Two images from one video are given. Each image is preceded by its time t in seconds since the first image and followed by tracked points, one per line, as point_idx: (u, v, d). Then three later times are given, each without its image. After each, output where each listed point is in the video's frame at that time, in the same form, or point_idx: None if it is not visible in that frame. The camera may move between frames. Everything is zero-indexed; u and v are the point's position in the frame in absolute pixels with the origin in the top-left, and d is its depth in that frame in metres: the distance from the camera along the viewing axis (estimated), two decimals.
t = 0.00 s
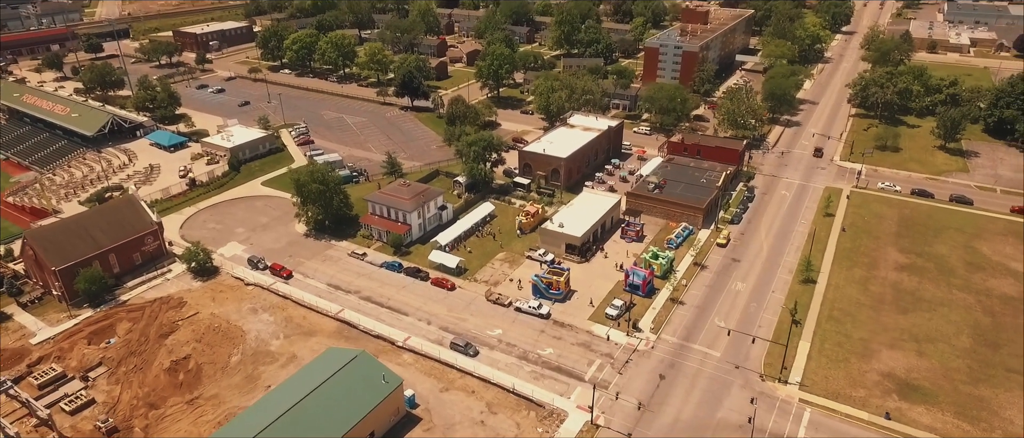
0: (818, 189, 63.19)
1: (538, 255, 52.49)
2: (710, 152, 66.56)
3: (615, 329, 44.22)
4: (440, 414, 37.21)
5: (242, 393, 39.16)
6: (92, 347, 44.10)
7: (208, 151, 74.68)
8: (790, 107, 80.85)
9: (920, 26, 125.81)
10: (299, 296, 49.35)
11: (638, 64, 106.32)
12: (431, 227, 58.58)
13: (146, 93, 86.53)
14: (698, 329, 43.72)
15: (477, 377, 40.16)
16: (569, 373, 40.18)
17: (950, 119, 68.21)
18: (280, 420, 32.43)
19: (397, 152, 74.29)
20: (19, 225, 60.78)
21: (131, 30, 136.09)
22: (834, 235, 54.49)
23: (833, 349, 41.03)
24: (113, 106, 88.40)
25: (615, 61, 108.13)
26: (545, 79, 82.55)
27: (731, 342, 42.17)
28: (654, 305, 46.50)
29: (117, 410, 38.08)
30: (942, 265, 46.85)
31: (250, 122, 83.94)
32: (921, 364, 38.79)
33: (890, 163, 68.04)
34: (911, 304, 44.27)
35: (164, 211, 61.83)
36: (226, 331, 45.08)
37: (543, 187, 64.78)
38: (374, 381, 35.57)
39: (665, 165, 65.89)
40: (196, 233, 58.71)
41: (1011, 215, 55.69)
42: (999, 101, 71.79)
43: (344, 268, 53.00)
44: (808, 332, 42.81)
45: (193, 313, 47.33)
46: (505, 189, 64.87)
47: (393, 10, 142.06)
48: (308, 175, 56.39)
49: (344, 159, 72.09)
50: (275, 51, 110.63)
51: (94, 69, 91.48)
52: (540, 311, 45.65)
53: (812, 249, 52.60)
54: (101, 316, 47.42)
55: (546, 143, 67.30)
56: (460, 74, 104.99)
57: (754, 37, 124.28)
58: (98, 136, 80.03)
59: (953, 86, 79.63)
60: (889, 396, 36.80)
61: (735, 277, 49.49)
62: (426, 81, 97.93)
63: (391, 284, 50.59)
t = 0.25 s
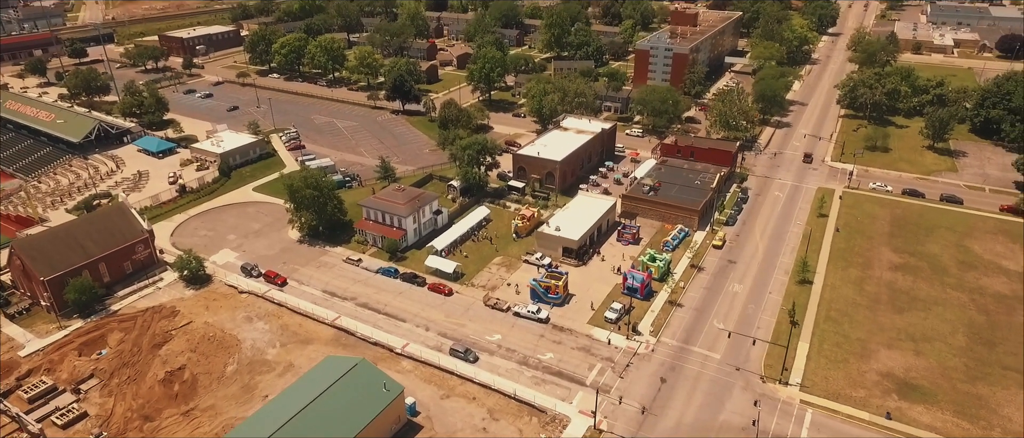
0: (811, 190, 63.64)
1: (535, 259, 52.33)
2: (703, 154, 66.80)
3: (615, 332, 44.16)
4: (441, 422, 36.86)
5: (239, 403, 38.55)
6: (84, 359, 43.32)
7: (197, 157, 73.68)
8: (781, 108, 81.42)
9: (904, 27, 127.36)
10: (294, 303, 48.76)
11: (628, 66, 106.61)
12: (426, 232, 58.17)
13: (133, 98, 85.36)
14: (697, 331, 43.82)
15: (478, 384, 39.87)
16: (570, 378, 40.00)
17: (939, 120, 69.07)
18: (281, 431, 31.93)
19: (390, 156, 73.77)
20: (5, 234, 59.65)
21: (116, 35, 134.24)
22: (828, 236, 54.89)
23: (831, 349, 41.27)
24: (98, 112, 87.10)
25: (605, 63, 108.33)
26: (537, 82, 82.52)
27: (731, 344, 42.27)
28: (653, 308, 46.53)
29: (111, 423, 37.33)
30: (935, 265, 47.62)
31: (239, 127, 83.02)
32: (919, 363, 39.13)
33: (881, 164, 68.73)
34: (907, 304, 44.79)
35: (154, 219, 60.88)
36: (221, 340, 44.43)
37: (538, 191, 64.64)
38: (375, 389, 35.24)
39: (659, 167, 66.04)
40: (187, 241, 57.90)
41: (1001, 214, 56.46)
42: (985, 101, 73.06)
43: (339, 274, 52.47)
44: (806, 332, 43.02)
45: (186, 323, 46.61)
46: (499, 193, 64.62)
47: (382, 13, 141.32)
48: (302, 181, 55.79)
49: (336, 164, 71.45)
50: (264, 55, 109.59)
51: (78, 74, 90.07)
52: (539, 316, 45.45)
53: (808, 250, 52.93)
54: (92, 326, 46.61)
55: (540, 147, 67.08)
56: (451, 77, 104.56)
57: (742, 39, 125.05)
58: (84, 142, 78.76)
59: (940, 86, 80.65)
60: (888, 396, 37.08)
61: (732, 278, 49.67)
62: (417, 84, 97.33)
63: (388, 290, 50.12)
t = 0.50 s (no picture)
0: (820, 194, 63.37)
1: (545, 264, 52.07)
2: (712, 157, 66.56)
3: (627, 338, 43.90)
4: (454, 428, 36.56)
5: (250, 409, 38.27)
6: (93, 364, 43.07)
7: (204, 161, 73.51)
8: (789, 111, 81.18)
9: (909, 31, 127.09)
10: (304, 308, 48.49)
11: (633, 69, 106.41)
12: (435, 236, 57.91)
13: (139, 102, 85.33)
14: (710, 337, 43.53)
15: (490, 390, 39.59)
16: (583, 384, 39.72)
17: (948, 123, 68.84)
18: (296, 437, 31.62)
19: (397, 160, 73.57)
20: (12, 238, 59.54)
21: (120, 38, 134.32)
22: (839, 240, 54.54)
23: (846, 355, 40.87)
24: (104, 116, 87.05)
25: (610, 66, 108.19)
26: (544, 86, 82.31)
27: (744, 350, 41.96)
28: (665, 313, 46.27)
29: (121, 430, 37.06)
30: (948, 270, 48.26)
31: (245, 131, 82.86)
32: (935, 369, 38.78)
33: (890, 167, 68.48)
34: (921, 309, 44.49)
35: (161, 223, 60.68)
36: (231, 345, 44.19)
37: (546, 195, 64.39)
38: (388, 395, 35.02)
39: (667, 171, 65.81)
40: (195, 245, 57.72)
41: (1012, 218, 56.20)
42: (994, 105, 72.85)
43: (348, 279, 52.24)
44: (820, 338, 42.65)
45: (196, 328, 46.40)
46: (507, 196, 64.40)
47: (386, 16, 141.32)
48: (311, 184, 55.61)
49: (343, 167, 71.26)
50: (268, 58, 109.42)
51: (84, 77, 90.05)
52: (550, 321, 45.20)
53: (819, 254, 52.62)
54: (101, 331, 46.41)
55: (548, 150, 66.89)
56: (456, 80, 104.40)
57: (747, 42, 124.84)
58: (90, 146, 78.67)
59: (948, 90, 80.35)
60: (905, 402, 36.72)
61: (744, 283, 49.40)
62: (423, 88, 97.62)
63: (398, 295, 49.87)
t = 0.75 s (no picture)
0: (821, 196, 63.50)
1: (548, 268, 51.90)
2: (712, 160, 66.59)
3: (633, 342, 43.75)
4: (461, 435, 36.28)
5: (254, 417, 37.85)
6: (93, 372, 42.57)
7: (202, 165, 72.99)
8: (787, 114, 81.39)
9: (904, 33, 127.82)
10: (306, 314, 48.11)
11: (631, 72, 106.48)
12: (437, 240, 57.64)
13: (135, 106, 84.73)
14: (715, 340, 43.48)
15: (497, 395, 39.32)
16: (590, 389, 39.53)
17: (946, 125, 69.16)
18: None
19: (396, 164, 73.22)
20: (8, 245, 58.96)
21: (114, 42, 133.53)
22: (841, 242, 54.63)
23: (852, 358, 40.85)
24: (100, 120, 86.40)
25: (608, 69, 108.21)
26: (543, 89, 82.21)
27: (750, 354, 41.91)
28: (670, 317, 46.19)
29: None
30: (951, 272, 48.38)
31: (243, 135, 82.38)
32: (942, 371, 38.87)
33: (889, 169, 68.73)
34: (925, 311, 44.57)
35: (160, 228, 60.17)
36: (234, 352, 43.76)
37: (547, 198, 64.25)
38: (395, 402, 34.69)
39: (668, 174, 65.81)
40: (194, 250, 57.25)
41: (1013, 219, 56.45)
42: (991, 106, 73.27)
43: (350, 284, 51.85)
44: (825, 341, 42.63)
45: (197, 335, 45.95)
46: (509, 200, 64.21)
47: (382, 19, 140.93)
48: (312, 189, 55.31)
49: (342, 172, 70.88)
50: (265, 62, 108.85)
51: (79, 82, 89.37)
52: (554, 325, 45.01)
53: (822, 257, 52.69)
54: (101, 339, 45.93)
55: (549, 154, 66.75)
56: (454, 84, 104.09)
57: (743, 45, 125.19)
58: (87, 151, 78.05)
59: (945, 91, 80.76)
60: (912, 405, 36.67)
61: (748, 286, 49.42)
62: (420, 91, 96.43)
63: (401, 300, 49.55)
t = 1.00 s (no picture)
0: (820, 198, 63.75)
1: (550, 272, 51.73)
2: (711, 163, 66.69)
3: (639, 347, 43.65)
4: None
5: (258, 426, 37.34)
6: (91, 382, 41.94)
7: (198, 171, 72.31)
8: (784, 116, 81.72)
9: (896, 35, 128.78)
10: (308, 320, 47.66)
11: (627, 75, 106.58)
12: (438, 245, 57.33)
13: (129, 111, 83.96)
14: (720, 344, 43.50)
15: (503, 401, 39.02)
16: (596, 394, 39.34)
17: (942, 127, 69.66)
18: None
19: (395, 168, 72.82)
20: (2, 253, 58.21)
21: (105, 47, 132.44)
22: (842, 244, 54.84)
23: (857, 361, 40.92)
24: (94, 125, 85.56)
25: (604, 72, 108.23)
26: (541, 92, 82.08)
27: (756, 357, 41.93)
28: (674, 320, 46.18)
29: None
30: (952, 274, 49.26)
31: (239, 140, 81.71)
32: (947, 374, 39.16)
33: (886, 171, 69.11)
34: (928, 313, 44.90)
35: (156, 235, 59.49)
36: (235, 360, 43.24)
37: (547, 202, 64.09)
38: (402, 410, 34.04)
39: (668, 177, 65.83)
40: (192, 257, 56.62)
41: (1010, 220, 56.89)
42: (986, 108, 73.90)
43: (351, 289, 51.43)
44: (830, 343, 42.69)
45: (197, 342, 45.41)
46: (508, 204, 63.99)
47: (376, 23, 140.35)
48: (312, 194, 54.88)
49: (340, 176, 70.42)
50: (259, 66, 108.07)
51: (72, 87, 88.48)
52: (559, 330, 44.82)
53: (823, 259, 52.86)
54: (99, 348, 45.34)
55: (548, 157, 66.60)
56: (450, 87, 103.70)
57: (738, 47, 125.62)
58: (80, 157, 77.25)
59: (939, 93, 81.37)
60: (919, 407, 36.72)
61: (751, 290, 49.52)
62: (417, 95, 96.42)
63: (403, 305, 49.20)
